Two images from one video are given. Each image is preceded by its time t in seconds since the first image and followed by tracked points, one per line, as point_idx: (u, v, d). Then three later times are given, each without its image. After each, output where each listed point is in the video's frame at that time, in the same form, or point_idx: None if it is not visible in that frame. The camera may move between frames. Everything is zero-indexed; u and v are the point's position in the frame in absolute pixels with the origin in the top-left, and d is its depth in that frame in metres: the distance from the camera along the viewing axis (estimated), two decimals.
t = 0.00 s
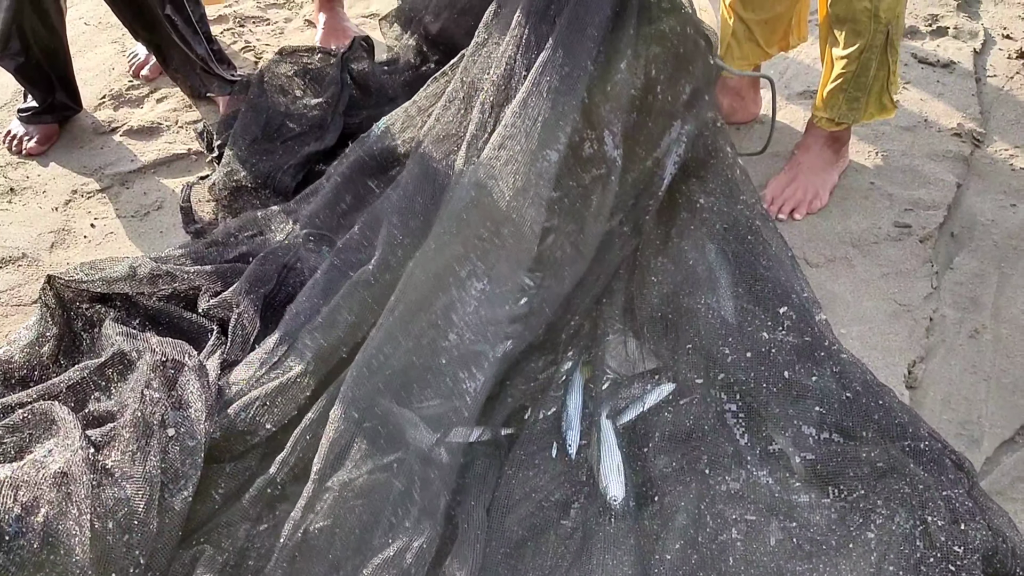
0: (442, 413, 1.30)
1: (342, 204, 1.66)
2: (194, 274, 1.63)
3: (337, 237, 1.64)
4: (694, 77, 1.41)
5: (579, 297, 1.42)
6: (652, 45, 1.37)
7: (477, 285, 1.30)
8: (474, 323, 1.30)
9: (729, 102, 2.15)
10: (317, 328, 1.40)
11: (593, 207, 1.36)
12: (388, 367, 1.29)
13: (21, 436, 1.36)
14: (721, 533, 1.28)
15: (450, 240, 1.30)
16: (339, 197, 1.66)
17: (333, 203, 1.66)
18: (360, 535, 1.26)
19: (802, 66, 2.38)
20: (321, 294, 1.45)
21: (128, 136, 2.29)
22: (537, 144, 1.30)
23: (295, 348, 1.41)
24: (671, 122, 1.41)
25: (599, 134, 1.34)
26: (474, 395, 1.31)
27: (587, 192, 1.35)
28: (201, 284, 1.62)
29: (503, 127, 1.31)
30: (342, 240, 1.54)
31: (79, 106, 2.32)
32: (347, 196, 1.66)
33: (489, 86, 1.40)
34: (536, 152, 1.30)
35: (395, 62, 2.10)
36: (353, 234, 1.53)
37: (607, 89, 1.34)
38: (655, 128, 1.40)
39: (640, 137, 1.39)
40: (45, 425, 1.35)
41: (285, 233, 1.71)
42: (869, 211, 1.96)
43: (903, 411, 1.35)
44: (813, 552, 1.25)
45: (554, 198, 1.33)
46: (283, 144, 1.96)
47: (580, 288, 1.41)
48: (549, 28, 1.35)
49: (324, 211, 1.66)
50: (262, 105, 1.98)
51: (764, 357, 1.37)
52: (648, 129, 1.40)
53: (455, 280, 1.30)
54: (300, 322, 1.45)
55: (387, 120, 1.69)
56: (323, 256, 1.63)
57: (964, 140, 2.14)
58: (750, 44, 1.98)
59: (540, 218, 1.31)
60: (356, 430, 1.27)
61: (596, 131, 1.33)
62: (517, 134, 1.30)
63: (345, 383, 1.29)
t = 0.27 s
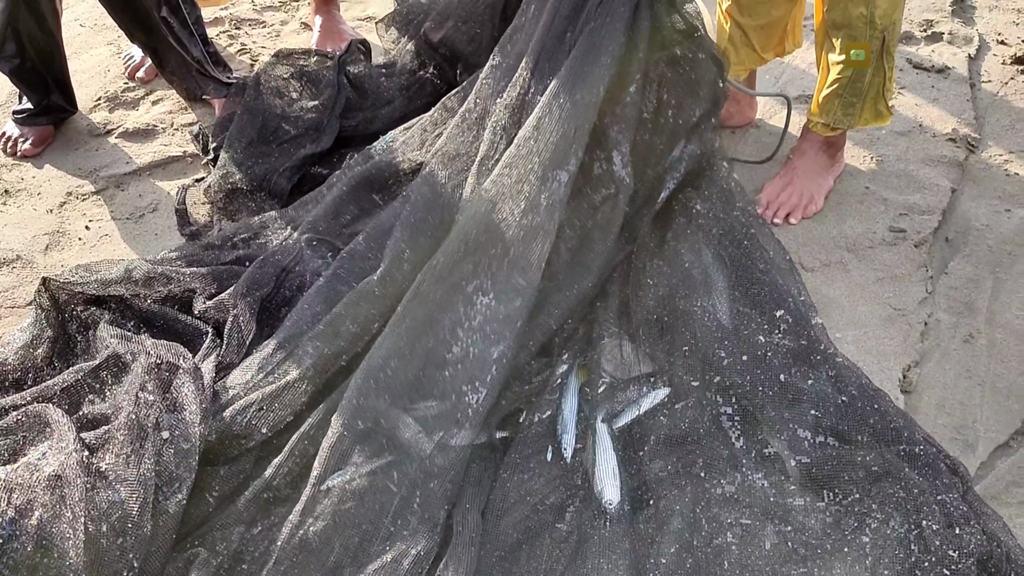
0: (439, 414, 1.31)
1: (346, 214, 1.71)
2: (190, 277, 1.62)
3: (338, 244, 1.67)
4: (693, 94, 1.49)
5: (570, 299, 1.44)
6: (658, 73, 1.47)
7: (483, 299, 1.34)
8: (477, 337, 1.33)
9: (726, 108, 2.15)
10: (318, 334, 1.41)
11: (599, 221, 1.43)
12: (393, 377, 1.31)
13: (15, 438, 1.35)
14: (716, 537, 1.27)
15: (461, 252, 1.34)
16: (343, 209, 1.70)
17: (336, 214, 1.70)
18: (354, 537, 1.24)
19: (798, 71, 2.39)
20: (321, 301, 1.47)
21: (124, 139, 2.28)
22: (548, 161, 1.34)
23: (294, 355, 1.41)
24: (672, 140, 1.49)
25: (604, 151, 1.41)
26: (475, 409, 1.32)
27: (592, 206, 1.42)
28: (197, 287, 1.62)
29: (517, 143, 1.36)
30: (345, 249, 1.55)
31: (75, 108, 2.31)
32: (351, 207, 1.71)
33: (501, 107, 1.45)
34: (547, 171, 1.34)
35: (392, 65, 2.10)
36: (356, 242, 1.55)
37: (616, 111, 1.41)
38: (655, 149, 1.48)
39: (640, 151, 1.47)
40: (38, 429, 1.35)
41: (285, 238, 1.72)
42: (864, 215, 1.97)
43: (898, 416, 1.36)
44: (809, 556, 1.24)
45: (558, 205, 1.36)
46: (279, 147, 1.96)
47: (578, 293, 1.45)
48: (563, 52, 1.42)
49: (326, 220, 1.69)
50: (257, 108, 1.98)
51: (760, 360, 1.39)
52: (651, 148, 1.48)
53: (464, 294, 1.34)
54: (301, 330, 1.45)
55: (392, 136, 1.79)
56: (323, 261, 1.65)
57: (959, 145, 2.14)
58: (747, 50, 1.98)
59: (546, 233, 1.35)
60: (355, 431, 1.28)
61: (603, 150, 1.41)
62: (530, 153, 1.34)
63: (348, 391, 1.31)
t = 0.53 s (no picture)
0: (440, 416, 1.33)
1: (347, 219, 1.73)
2: (185, 275, 1.61)
3: (337, 245, 1.68)
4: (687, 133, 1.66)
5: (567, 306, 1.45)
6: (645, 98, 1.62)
7: (487, 329, 1.38)
8: (485, 356, 1.37)
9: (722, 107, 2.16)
10: (321, 342, 1.42)
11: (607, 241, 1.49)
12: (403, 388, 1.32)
13: (9, 437, 1.35)
14: (712, 537, 1.27)
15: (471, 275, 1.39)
16: (343, 215, 1.73)
17: (336, 219, 1.72)
18: (352, 539, 1.23)
19: (793, 71, 2.39)
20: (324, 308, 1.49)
21: (119, 137, 2.27)
22: (557, 194, 1.42)
23: (293, 359, 1.42)
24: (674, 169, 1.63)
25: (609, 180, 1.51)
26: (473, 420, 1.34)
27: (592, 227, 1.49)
28: (191, 285, 1.61)
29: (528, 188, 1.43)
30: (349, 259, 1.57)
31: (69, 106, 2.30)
32: (351, 214, 1.73)
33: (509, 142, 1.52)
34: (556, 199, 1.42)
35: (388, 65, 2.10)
36: (362, 255, 1.56)
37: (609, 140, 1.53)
38: (656, 173, 1.61)
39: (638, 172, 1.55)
40: (32, 428, 1.34)
41: (281, 238, 1.73)
42: (860, 216, 1.97)
43: (893, 416, 1.36)
44: (804, 555, 1.23)
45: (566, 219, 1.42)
46: (275, 146, 1.96)
47: (575, 294, 1.46)
48: (572, 99, 1.53)
49: (324, 223, 1.71)
50: (253, 106, 1.97)
51: (756, 359, 1.40)
52: (649, 164, 1.61)
53: (467, 325, 1.37)
54: (300, 333, 1.46)
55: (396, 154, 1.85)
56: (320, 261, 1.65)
57: (954, 145, 2.15)
58: (743, 51, 1.99)
59: (553, 252, 1.42)
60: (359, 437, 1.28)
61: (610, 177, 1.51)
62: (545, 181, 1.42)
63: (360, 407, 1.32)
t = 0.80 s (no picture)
0: (437, 408, 1.30)
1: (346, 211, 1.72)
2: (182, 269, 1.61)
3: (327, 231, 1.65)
4: (689, 84, 1.51)
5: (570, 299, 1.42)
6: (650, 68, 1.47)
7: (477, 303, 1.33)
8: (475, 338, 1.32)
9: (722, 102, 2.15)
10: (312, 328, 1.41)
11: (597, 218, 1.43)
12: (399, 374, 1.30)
13: (7, 431, 1.34)
14: (711, 531, 1.27)
15: (459, 238, 1.33)
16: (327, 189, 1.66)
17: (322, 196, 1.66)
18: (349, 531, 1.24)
19: (793, 65, 2.39)
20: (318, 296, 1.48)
21: (117, 130, 2.27)
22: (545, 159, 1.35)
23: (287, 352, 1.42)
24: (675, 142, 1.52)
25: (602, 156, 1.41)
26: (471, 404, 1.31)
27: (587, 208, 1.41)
28: (188, 279, 1.61)
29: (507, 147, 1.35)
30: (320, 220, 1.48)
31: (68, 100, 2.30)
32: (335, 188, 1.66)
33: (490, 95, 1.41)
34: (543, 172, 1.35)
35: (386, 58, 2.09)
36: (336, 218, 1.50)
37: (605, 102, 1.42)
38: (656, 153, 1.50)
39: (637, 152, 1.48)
40: (30, 422, 1.34)
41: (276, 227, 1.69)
42: (860, 211, 1.96)
43: (894, 411, 1.35)
44: (805, 551, 1.25)
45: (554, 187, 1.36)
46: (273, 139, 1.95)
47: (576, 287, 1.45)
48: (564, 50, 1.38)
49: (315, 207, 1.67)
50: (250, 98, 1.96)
51: (755, 355, 1.39)
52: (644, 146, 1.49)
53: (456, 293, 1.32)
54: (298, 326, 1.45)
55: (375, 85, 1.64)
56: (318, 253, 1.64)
57: (954, 140, 2.14)
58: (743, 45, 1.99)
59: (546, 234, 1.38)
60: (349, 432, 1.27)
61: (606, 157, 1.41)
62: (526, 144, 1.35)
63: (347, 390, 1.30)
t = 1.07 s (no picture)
0: (437, 406, 1.31)
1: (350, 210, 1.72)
2: (187, 268, 1.62)
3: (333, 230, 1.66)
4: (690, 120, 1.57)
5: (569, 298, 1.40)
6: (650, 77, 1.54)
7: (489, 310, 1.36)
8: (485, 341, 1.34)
9: (722, 97, 2.15)
10: (311, 321, 1.43)
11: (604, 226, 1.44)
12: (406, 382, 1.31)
13: (7, 427, 1.34)
14: (711, 528, 1.27)
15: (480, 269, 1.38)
16: (343, 199, 1.69)
17: (336, 205, 1.68)
18: (354, 530, 1.24)
19: (794, 61, 2.38)
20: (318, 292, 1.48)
21: (116, 127, 2.26)
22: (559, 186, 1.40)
23: (288, 345, 1.42)
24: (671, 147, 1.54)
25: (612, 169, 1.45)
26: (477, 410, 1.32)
27: (593, 215, 1.43)
28: (191, 276, 1.61)
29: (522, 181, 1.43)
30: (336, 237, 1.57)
31: (66, 96, 2.29)
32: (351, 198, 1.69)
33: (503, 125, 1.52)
34: (558, 185, 1.40)
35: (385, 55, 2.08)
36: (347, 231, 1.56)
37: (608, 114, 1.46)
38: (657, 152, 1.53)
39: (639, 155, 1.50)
40: (31, 419, 1.34)
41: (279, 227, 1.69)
42: (859, 206, 1.96)
43: (894, 407, 1.36)
44: (804, 547, 1.25)
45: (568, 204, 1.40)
46: (273, 136, 1.95)
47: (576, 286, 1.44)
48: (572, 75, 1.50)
49: (325, 210, 1.68)
50: (250, 95, 1.95)
51: (755, 351, 1.39)
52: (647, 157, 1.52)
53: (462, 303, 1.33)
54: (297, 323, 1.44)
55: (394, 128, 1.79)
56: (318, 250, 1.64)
57: (954, 135, 2.14)
58: (744, 42, 1.98)
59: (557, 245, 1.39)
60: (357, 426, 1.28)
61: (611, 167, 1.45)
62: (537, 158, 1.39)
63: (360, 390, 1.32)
